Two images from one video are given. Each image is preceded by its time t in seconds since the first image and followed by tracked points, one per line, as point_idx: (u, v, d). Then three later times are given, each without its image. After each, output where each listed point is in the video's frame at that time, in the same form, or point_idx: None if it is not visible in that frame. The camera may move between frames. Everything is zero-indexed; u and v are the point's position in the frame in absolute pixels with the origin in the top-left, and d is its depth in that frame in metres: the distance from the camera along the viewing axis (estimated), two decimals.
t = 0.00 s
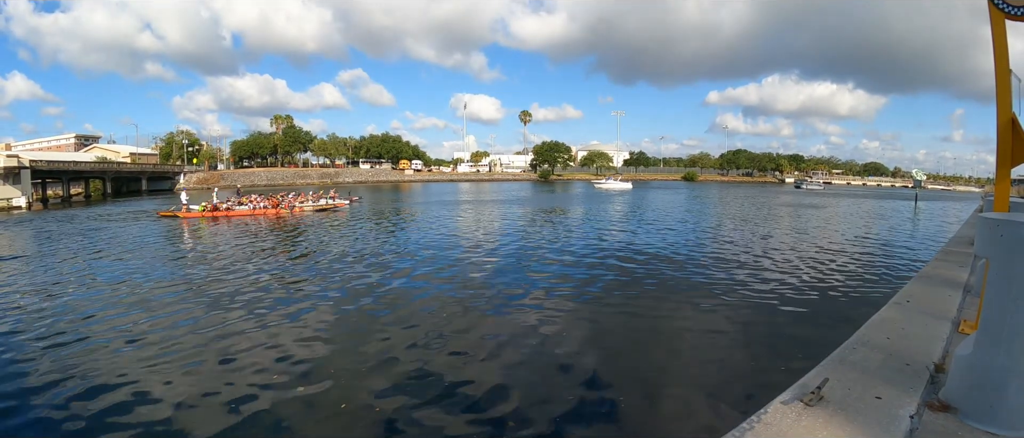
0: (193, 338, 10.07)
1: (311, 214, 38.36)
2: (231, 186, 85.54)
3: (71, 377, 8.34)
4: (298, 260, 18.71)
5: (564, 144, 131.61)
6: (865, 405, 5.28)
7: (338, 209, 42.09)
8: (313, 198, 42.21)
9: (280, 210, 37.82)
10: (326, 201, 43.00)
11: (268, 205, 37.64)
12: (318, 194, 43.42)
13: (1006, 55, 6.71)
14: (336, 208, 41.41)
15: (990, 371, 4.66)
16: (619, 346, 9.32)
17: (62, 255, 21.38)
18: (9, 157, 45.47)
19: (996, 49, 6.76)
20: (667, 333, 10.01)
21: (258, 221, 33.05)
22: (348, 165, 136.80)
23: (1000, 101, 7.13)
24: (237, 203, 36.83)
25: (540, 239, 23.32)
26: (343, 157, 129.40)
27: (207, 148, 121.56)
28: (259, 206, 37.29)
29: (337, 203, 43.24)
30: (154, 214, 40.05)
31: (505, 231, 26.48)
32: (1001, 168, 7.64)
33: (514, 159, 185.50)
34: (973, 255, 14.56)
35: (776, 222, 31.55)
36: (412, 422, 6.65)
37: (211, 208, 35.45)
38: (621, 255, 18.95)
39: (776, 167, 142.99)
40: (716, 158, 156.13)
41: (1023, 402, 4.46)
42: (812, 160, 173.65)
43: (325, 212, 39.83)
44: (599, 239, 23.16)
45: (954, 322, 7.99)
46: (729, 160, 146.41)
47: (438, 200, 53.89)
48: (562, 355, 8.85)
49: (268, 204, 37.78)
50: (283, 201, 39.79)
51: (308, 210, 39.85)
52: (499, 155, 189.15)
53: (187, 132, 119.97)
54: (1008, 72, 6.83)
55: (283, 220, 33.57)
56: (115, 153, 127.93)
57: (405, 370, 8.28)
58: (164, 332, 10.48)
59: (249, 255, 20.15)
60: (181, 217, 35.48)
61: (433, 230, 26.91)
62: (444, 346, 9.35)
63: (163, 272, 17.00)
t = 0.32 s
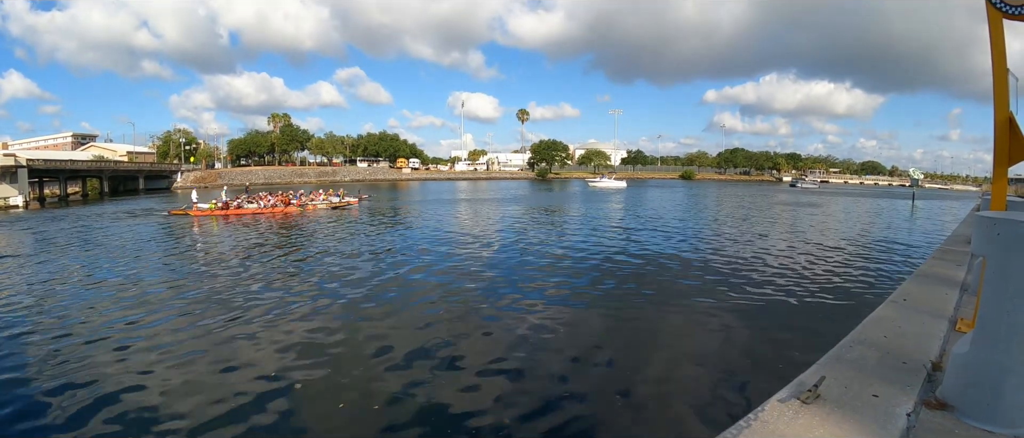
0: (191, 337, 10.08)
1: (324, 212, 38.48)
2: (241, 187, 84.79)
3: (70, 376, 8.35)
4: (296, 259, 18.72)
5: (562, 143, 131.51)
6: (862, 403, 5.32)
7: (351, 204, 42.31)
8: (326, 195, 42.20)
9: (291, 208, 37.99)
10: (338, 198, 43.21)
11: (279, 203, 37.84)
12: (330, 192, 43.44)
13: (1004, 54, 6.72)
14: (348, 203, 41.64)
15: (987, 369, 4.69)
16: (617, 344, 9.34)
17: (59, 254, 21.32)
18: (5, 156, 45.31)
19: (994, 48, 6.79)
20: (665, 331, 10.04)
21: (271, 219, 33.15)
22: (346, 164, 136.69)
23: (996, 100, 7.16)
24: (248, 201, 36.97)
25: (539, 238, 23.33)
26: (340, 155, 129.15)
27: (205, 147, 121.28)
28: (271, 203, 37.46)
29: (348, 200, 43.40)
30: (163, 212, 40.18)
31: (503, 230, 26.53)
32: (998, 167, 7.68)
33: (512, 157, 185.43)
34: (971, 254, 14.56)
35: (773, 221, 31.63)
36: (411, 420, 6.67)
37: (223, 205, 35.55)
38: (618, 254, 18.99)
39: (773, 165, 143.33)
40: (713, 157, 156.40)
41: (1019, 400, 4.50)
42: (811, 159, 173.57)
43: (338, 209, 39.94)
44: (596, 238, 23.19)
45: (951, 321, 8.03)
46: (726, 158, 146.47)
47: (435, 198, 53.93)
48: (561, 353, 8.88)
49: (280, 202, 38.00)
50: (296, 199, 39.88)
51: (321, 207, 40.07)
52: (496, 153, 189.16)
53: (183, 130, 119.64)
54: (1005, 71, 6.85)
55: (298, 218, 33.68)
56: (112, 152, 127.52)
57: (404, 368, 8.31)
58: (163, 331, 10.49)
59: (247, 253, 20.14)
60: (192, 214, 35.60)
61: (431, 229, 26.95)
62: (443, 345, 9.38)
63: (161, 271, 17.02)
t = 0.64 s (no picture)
0: (191, 337, 10.07)
1: (336, 212, 38.55)
2: (252, 187, 85.66)
3: (70, 375, 8.34)
4: (295, 258, 18.70)
5: (562, 143, 131.45)
6: (861, 403, 5.32)
7: (362, 203, 42.52)
8: (339, 194, 42.33)
9: (306, 207, 38.21)
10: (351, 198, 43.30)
11: (294, 202, 38.06)
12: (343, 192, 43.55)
13: (1004, 55, 6.72)
14: (359, 202, 41.83)
15: (986, 369, 4.69)
16: (617, 344, 9.34)
17: (57, 254, 21.29)
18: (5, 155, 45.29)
19: (993, 49, 6.79)
20: (665, 331, 10.06)
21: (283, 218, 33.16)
22: (346, 164, 136.67)
23: (996, 101, 7.16)
24: (263, 200, 37.17)
25: (539, 238, 23.32)
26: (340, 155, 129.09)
27: (206, 146, 121.36)
28: (286, 203, 37.60)
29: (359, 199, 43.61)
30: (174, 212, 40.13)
31: (503, 230, 26.53)
32: (998, 167, 7.68)
33: (512, 158, 185.25)
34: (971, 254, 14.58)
35: (773, 221, 31.59)
36: (412, 420, 6.67)
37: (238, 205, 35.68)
38: (618, 254, 18.99)
39: (773, 165, 143.23)
40: (713, 157, 156.31)
41: (1019, 401, 4.50)
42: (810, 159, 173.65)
43: (351, 209, 40.08)
44: (595, 238, 23.18)
45: (950, 321, 8.03)
46: (726, 158, 146.37)
47: (436, 198, 53.95)
48: (560, 353, 8.88)
49: (295, 201, 38.22)
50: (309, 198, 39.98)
51: (335, 207, 40.19)
52: (496, 154, 189.10)
53: (183, 130, 119.62)
54: (1005, 71, 6.84)
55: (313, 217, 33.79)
56: (112, 152, 127.47)
57: (404, 368, 8.31)
58: (163, 330, 10.48)
59: (246, 253, 20.11)
60: (205, 213, 35.74)
61: (431, 229, 26.94)
62: (443, 344, 9.38)
63: (161, 270, 17.03)
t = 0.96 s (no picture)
0: (191, 337, 10.05)
1: (351, 212, 38.50)
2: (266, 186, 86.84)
3: (71, 375, 8.33)
4: (295, 259, 18.72)
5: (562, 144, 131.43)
6: (861, 403, 5.31)
7: (378, 204, 42.40)
8: (356, 194, 42.35)
9: (322, 208, 38.33)
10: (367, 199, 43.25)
11: (311, 203, 38.19)
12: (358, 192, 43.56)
13: (1004, 55, 6.72)
14: (375, 203, 41.65)
15: (986, 370, 4.69)
16: (617, 345, 9.33)
17: (58, 254, 21.32)
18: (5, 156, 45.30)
19: (993, 50, 6.78)
20: (666, 332, 10.06)
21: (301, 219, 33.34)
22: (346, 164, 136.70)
23: (996, 101, 7.15)
24: (278, 201, 37.31)
25: (538, 239, 23.32)
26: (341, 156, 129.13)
27: (206, 147, 121.42)
28: (301, 203, 37.70)
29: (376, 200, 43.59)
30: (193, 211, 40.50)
31: (503, 230, 26.55)
32: (998, 167, 7.68)
33: (512, 158, 185.19)
34: (971, 255, 14.61)
35: (773, 222, 31.53)
36: (414, 420, 6.67)
37: (252, 205, 35.84)
38: (617, 254, 18.99)
39: (773, 166, 143.58)
40: (712, 158, 156.23)
41: (1021, 401, 4.49)
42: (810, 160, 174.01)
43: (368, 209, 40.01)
44: (594, 239, 23.20)
45: (950, 322, 8.02)
46: (727, 159, 145.89)
47: (436, 199, 53.96)
48: (560, 354, 8.88)
49: (312, 202, 38.35)
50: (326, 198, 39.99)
51: (351, 207, 40.14)
52: (496, 154, 188.89)
53: (183, 131, 119.66)
54: (1005, 72, 6.83)
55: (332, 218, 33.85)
56: (112, 153, 127.46)
57: (405, 368, 8.31)
58: (163, 331, 10.48)
59: (246, 254, 20.13)
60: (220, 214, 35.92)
61: (432, 230, 26.96)
62: (443, 345, 9.37)
63: (161, 271, 17.05)
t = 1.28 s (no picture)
0: (191, 338, 10.02)
1: (366, 212, 38.40)
2: (275, 187, 88.04)
3: (72, 376, 8.31)
4: (295, 259, 18.77)
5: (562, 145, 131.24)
6: (862, 404, 5.30)
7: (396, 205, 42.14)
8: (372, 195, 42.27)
9: (337, 208, 38.27)
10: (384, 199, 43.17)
11: (326, 203, 38.16)
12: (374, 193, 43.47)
13: (1003, 57, 6.71)
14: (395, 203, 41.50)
15: (987, 370, 4.68)
16: (616, 346, 9.31)
17: (58, 254, 21.33)
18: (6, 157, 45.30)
19: (994, 50, 6.77)
20: (666, 332, 10.05)
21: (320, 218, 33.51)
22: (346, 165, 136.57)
23: (997, 102, 7.13)
24: (293, 200, 37.32)
25: (538, 240, 23.29)
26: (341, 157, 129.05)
27: (206, 148, 121.37)
28: (318, 203, 37.67)
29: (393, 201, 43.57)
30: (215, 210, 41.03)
31: (503, 231, 26.50)
32: (998, 168, 7.66)
33: (512, 160, 185.00)
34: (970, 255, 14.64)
35: (774, 223, 31.42)
36: (414, 421, 6.66)
37: (268, 205, 35.96)
38: (617, 255, 18.96)
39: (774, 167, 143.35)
40: (713, 159, 155.88)
41: (1022, 402, 4.47)
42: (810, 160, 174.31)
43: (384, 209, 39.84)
44: (594, 240, 23.19)
45: (951, 323, 8.01)
46: (727, 160, 145.37)
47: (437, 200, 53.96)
48: (559, 355, 8.85)
49: (327, 202, 38.33)
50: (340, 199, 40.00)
51: (367, 207, 40.03)
52: (496, 156, 188.65)
53: (184, 131, 119.65)
54: (1005, 73, 6.82)
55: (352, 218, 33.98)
56: (113, 154, 127.43)
57: (406, 368, 8.31)
58: (163, 331, 10.46)
59: (246, 254, 20.17)
60: (233, 214, 36.01)
61: (432, 230, 26.95)
62: (443, 346, 9.36)
63: (162, 272, 17.05)
